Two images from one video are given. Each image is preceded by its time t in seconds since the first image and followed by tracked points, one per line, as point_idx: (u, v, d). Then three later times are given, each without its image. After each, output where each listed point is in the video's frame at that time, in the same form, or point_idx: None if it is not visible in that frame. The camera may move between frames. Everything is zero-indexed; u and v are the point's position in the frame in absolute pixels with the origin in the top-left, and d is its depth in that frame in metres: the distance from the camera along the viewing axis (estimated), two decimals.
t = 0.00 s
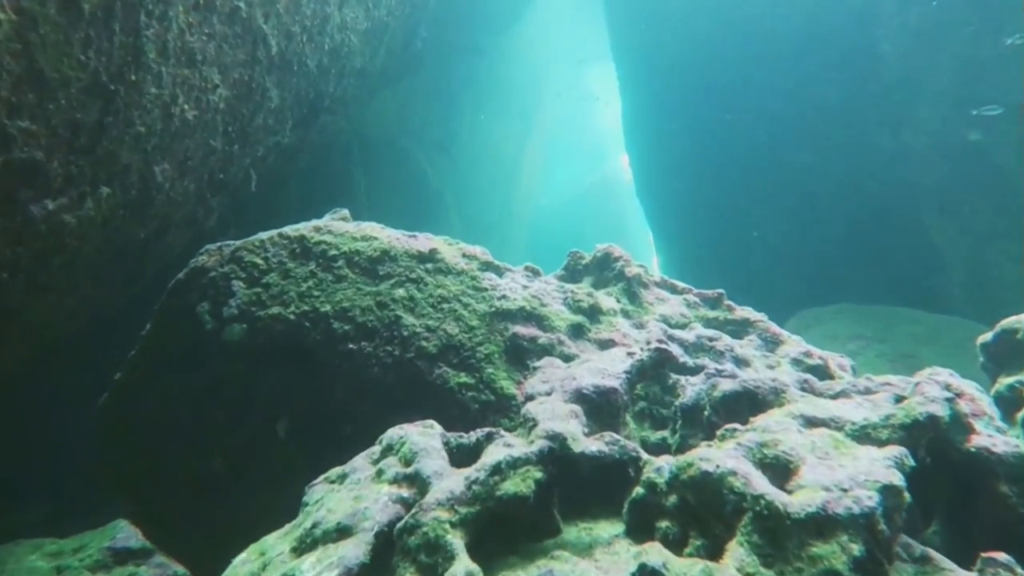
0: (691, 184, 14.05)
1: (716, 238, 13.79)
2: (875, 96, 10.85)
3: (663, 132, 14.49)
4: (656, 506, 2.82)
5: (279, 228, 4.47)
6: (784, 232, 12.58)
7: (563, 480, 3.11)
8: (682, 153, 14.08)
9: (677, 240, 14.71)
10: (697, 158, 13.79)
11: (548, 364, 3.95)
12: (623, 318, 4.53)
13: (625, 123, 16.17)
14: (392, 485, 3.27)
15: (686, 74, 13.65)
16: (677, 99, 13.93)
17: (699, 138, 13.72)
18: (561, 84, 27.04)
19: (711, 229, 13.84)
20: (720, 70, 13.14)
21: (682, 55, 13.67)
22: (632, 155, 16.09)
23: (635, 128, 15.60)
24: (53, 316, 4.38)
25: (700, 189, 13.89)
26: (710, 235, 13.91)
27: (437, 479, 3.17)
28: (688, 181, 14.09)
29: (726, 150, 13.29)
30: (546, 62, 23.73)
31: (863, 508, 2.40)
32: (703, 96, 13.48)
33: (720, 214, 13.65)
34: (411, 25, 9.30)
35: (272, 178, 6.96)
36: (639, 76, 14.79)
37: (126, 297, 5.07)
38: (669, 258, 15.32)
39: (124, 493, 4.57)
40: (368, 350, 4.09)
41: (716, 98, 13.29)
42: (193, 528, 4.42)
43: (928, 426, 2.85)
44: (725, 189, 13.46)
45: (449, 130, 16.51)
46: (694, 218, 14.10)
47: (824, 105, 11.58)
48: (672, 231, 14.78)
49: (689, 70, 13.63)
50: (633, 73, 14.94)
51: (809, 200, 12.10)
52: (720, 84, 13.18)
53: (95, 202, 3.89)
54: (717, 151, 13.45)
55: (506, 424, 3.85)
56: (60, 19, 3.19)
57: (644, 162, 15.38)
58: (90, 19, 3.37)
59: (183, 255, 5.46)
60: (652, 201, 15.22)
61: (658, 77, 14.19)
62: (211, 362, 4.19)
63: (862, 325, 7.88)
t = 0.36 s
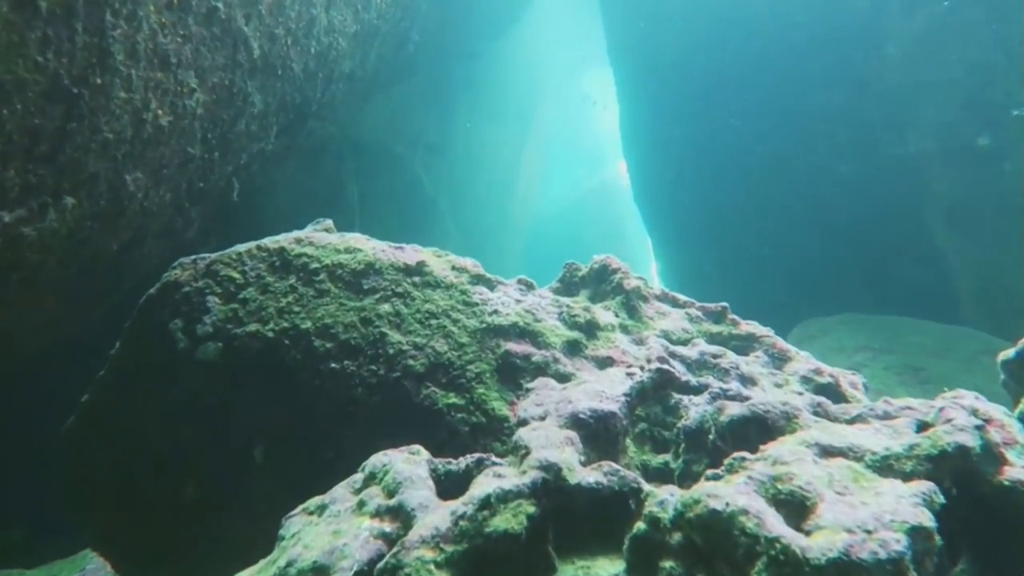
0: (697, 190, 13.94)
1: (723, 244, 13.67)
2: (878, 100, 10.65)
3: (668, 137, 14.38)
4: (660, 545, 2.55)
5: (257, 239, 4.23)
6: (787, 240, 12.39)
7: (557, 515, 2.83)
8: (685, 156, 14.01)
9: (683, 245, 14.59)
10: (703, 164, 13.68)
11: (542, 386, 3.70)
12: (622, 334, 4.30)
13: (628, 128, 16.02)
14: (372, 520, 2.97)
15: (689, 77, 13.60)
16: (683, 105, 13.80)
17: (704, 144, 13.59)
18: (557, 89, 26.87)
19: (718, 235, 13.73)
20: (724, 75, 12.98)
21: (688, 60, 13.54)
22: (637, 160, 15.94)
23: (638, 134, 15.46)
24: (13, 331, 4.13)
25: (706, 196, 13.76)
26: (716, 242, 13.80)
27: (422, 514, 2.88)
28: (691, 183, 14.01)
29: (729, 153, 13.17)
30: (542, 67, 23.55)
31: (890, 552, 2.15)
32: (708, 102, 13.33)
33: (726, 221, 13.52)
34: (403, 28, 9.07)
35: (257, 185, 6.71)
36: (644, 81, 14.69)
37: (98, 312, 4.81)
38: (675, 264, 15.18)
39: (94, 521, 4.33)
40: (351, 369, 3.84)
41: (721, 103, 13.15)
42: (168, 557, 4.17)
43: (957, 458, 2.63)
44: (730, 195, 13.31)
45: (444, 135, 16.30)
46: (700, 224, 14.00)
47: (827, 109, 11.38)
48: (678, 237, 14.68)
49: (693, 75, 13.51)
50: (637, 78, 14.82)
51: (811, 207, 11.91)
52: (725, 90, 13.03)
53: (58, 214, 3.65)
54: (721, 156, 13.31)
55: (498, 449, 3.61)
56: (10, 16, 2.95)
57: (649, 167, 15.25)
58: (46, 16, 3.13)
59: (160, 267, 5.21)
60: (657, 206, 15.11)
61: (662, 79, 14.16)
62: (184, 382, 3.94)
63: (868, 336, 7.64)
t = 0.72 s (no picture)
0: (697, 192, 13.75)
1: (724, 246, 13.48)
2: (880, 101, 10.45)
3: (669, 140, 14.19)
4: None
5: (233, 248, 4.00)
6: (787, 243, 12.20)
7: (553, 550, 2.54)
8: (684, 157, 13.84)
9: (683, 248, 14.43)
10: (705, 167, 13.48)
11: (534, 405, 3.41)
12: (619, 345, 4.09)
13: (627, 131, 15.84)
14: (351, 553, 2.66)
15: (688, 77, 13.40)
16: (685, 107, 13.60)
17: (705, 146, 13.40)
18: (551, 91, 26.69)
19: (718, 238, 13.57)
20: (724, 77, 12.78)
21: (689, 61, 13.34)
22: (635, 163, 15.76)
23: (637, 136, 15.27)
24: None
25: (705, 198, 13.57)
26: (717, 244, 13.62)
27: (406, 548, 2.58)
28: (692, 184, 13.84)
29: (728, 154, 12.98)
30: (536, 68, 23.37)
31: None
32: (710, 104, 13.12)
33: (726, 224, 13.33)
34: (392, 28, 8.86)
35: (239, 191, 6.47)
36: (644, 83, 14.50)
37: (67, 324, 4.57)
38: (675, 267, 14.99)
39: (61, 545, 4.09)
40: (331, 387, 3.61)
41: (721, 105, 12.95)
42: None
43: (988, 486, 2.41)
44: (731, 198, 13.11)
45: (439, 138, 16.09)
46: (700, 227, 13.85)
47: (828, 109, 11.18)
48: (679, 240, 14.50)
49: (693, 77, 13.31)
50: (638, 80, 14.64)
51: (812, 210, 11.71)
52: (725, 91, 12.83)
53: (15, 222, 3.41)
54: (721, 159, 13.11)
55: (488, 471, 3.39)
56: None
57: (650, 170, 15.07)
58: None
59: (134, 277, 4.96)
60: (657, 209, 14.93)
61: (662, 80, 13.97)
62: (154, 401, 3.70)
63: (871, 342, 7.43)
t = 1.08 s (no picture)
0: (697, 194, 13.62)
1: (724, 248, 13.34)
2: (883, 101, 10.29)
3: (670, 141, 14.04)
4: None
5: (212, 255, 3.82)
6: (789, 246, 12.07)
7: None
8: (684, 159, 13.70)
9: (684, 250, 14.30)
10: (705, 168, 13.32)
11: (526, 420, 3.20)
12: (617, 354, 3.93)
13: (626, 132, 15.70)
14: None
15: (687, 78, 13.24)
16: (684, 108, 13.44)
17: (705, 148, 13.24)
18: (549, 93, 26.52)
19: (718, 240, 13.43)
20: (725, 77, 12.61)
21: (689, 62, 13.17)
22: (634, 164, 15.60)
23: (637, 136, 15.10)
24: None
25: (705, 200, 13.42)
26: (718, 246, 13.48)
27: None
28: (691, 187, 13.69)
29: (728, 156, 12.83)
30: (533, 70, 23.22)
31: None
32: (711, 106, 12.96)
33: (727, 226, 13.19)
34: (385, 28, 8.70)
35: (226, 195, 6.31)
36: (643, 83, 14.33)
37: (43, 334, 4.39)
38: (675, 269, 14.86)
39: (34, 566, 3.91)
40: (315, 401, 3.43)
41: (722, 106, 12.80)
42: None
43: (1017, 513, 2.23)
44: (731, 200, 12.97)
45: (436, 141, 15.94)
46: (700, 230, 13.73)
47: (830, 110, 11.03)
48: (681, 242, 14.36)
49: (694, 77, 13.14)
50: (637, 81, 14.49)
51: (814, 213, 11.56)
52: (726, 92, 12.67)
53: None
54: (721, 160, 12.97)
55: (480, 488, 3.21)
56: None
57: (649, 171, 14.91)
58: None
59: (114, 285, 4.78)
60: (657, 211, 14.78)
61: (660, 81, 13.80)
62: (129, 416, 3.52)
63: (875, 348, 7.27)
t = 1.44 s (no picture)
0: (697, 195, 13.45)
1: (726, 250, 13.15)
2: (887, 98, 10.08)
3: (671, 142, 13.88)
4: None
5: (188, 261, 3.62)
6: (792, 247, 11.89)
7: None
8: (685, 159, 13.54)
9: (685, 251, 14.14)
10: (706, 169, 13.15)
11: (519, 436, 3.00)
12: (615, 363, 3.74)
13: (625, 133, 15.53)
14: None
15: (689, 77, 13.11)
16: (686, 108, 13.29)
17: (705, 148, 13.07)
18: (546, 94, 26.37)
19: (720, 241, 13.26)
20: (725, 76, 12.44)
21: (689, 61, 13.01)
22: (634, 165, 15.43)
23: (636, 137, 14.93)
24: None
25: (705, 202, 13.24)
26: (720, 247, 13.30)
27: None
28: (693, 187, 13.55)
29: (730, 155, 12.66)
30: (531, 72, 23.08)
31: None
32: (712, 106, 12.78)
33: (728, 227, 13.00)
34: (378, 26, 8.50)
35: (211, 198, 6.10)
36: (643, 83, 14.17)
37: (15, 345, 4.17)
38: (676, 271, 14.67)
39: None
40: (295, 415, 3.23)
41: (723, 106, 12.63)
42: None
43: None
44: (733, 201, 12.79)
45: (432, 143, 15.76)
46: (702, 230, 13.55)
47: (835, 109, 10.87)
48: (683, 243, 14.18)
49: (695, 77, 12.97)
50: (637, 81, 14.33)
51: (816, 213, 11.37)
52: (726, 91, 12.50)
53: None
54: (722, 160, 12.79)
55: (471, 507, 3.01)
56: None
57: (649, 172, 14.73)
58: None
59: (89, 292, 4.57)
60: (657, 212, 14.60)
61: (663, 80, 13.66)
62: (98, 433, 3.31)
63: (882, 352, 7.07)
